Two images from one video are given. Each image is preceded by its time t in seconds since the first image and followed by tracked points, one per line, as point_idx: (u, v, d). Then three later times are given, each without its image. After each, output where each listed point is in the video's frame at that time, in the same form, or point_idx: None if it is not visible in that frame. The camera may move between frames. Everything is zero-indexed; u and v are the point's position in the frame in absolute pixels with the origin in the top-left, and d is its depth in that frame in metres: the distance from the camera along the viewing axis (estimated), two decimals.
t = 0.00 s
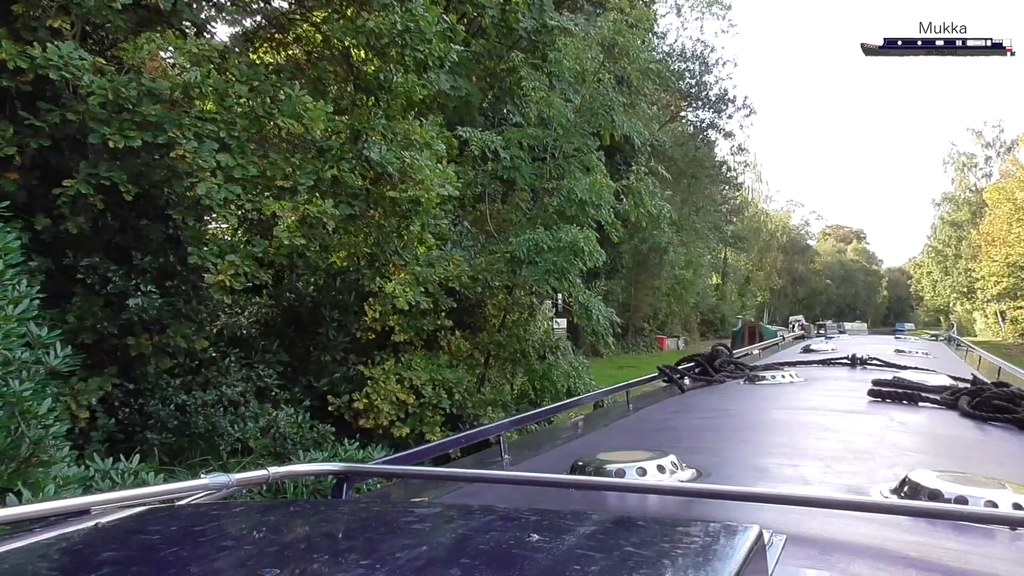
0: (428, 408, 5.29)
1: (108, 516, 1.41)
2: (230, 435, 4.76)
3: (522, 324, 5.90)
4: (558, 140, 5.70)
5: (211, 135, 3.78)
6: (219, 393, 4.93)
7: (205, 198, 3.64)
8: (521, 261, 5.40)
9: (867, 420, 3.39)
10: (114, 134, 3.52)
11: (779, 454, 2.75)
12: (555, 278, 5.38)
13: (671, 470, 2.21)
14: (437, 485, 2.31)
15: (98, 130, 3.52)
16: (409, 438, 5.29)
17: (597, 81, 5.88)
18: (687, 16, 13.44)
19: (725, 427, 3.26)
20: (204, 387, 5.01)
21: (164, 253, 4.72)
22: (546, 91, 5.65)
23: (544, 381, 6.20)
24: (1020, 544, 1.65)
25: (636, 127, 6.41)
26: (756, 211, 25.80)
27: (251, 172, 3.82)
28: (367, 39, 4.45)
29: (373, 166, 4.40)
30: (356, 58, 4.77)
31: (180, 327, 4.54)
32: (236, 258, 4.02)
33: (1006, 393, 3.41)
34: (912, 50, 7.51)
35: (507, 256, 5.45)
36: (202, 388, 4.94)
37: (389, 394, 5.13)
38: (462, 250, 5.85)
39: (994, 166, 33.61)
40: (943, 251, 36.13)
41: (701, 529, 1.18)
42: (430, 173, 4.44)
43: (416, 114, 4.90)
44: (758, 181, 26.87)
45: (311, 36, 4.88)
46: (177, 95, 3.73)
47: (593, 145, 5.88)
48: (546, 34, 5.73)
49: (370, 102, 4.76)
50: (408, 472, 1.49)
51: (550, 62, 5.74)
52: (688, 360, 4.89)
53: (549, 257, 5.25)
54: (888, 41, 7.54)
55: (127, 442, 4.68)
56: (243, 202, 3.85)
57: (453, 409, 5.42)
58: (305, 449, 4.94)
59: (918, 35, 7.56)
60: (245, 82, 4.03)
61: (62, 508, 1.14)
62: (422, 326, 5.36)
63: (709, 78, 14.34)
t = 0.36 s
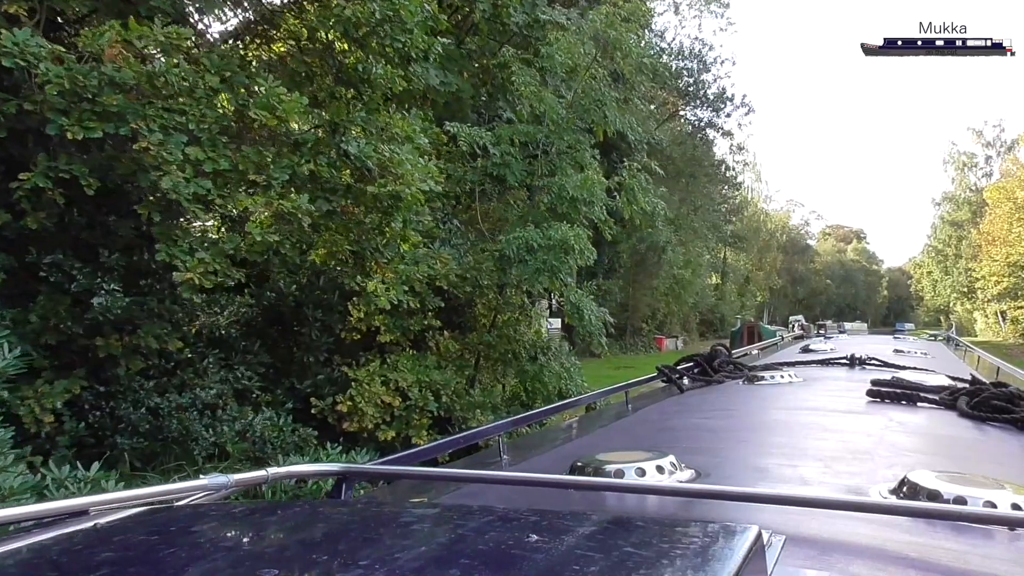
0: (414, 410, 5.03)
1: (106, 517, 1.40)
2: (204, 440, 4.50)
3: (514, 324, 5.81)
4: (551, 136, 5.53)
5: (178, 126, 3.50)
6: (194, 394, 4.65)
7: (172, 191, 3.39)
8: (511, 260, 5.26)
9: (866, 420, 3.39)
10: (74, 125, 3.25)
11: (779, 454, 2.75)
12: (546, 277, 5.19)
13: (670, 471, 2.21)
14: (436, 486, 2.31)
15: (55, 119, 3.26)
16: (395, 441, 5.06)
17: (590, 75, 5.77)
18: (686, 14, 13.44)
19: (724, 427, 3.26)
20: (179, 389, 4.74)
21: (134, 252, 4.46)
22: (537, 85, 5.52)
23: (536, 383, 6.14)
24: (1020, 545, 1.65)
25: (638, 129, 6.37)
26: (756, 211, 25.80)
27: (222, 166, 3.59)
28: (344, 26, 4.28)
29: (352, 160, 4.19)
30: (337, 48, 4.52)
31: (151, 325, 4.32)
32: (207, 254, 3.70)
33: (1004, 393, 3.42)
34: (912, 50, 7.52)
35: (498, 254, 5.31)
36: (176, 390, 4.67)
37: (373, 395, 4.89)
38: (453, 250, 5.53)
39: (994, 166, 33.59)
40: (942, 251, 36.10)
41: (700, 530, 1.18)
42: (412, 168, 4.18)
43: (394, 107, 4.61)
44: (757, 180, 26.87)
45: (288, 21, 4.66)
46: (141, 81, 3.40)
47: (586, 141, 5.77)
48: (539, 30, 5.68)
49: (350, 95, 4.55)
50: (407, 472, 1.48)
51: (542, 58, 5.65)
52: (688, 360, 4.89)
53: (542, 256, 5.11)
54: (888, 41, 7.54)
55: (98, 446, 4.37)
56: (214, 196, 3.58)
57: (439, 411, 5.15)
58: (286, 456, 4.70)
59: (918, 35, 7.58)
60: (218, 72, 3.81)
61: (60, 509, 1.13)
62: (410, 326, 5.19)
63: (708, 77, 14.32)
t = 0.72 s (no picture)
0: (398, 415, 4.93)
1: (104, 519, 1.40)
2: (178, 446, 4.31)
3: (503, 325, 5.60)
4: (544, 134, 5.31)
5: (146, 117, 3.39)
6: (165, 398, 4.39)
7: (134, 186, 3.30)
8: (500, 260, 5.07)
9: (864, 421, 3.40)
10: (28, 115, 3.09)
11: (778, 455, 2.75)
12: (538, 276, 4.98)
13: (669, 471, 2.21)
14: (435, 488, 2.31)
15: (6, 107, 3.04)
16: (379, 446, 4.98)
17: (584, 70, 5.50)
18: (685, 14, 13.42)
19: (723, 429, 3.26)
20: (154, 392, 4.52)
21: (98, 249, 4.25)
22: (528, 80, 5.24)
23: (527, 386, 5.91)
24: (1018, 546, 1.65)
25: (631, 124, 6.38)
26: (756, 212, 25.81)
27: (191, 160, 3.50)
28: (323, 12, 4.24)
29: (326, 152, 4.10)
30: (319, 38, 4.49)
31: (122, 329, 4.06)
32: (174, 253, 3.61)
33: (1002, 394, 3.43)
34: (912, 51, 7.52)
35: (488, 252, 5.12)
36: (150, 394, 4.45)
37: (358, 399, 4.79)
38: (442, 248, 5.57)
39: (995, 166, 33.55)
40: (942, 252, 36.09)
41: (699, 531, 1.18)
42: (392, 163, 4.10)
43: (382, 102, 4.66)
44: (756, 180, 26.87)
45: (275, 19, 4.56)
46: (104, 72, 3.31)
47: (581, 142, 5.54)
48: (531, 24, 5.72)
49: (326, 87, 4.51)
50: (406, 473, 1.49)
51: (534, 53, 5.51)
52: (687, 361, 4.91)
53: (531, 257, 4.91)
54: (888, 41, 7.55)
55: (65, 452, 4.17)
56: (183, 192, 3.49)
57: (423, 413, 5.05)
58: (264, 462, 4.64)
59: (918, 35, 7.58)
60: (182, 63, 3.65)
61: (59, 511, 1.13)
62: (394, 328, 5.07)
63: (708, 76, 14.30)
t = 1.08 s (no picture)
0: (382, 418, 4.80)
1: (103, 520, 1.40)
2: (149, 452, 4.08)
3: (493, 325, 5.53)
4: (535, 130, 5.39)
5: (107, 107, 3.31)
6: (134, 401, 4.09)
7: (95, 179, 3.15)
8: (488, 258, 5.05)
9: (863, 422, 3.40)
10: None
11: (778, 456, 2.75)
12: (528, 276, 5.03)
13: (668, 472, 2.20)
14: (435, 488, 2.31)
15: None
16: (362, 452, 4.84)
17: (575, 65, 5.69)
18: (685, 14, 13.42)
19: (722, 429, 3.25)
20: (126, 396, 4.21)
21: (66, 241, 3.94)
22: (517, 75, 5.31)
23: (518, 390, 5.77)
24: (1017, 546, 1.65)
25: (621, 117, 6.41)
26: (756, 212, 25.82)
27: (157, 153, 3.38)
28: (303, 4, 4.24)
29: (303, 145, 3.99)
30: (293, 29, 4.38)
31: (90, 329, 3.82)
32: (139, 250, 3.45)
33: (1001, 395, 3.43)
34: (911, 51, 7.53)
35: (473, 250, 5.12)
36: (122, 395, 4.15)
37: (341, 402, 4.67)
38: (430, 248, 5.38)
39: (995, 166, 33.52)
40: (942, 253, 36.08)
41: (699, 532, 1.18)
42: (368, 156, 4.02)
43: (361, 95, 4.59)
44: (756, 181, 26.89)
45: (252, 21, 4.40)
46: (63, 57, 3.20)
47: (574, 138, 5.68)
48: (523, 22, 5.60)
49: (302, 79, 4.41)
50: (405, 475, 1.48)
51: (525, 48, 5.55)
52: (686, 362, 4.93)
53: (518, 256, 4.91)
54: (888, 41, 7.56)
55: (31, 459, 3.93)
56: (148, 186, 3.37)
57: (405, 419, 4.88)
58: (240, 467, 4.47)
59: (918, 35, 7.59)
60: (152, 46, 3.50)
61: (57, 513, 1.13)
62: (380, 329, 4.97)
63: (707, 76, 14.31)
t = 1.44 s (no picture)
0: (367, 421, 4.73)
1: (102, 521, 1.40)
2: (117, 458, 4.03)
3: (482, 326, 5.41)
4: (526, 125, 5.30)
5: (66, 97, 3.24)
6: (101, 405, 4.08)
7: (52, 173, 3.01)
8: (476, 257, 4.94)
9: (862, 423, 3.41)
10: None
11: (776, 457, 2.76)
12: (517, 275, 4.89)
13: (667, 472, 2.20)
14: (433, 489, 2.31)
15: None
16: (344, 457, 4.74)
17: (567, 59, 5.48)
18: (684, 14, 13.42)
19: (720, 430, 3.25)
20: (96, 400, 4.22)
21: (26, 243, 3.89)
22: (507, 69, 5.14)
23: (507, 392, 5.73)
24: (1015, 547, 1.65)
25: (616, 113, 6.38)
26: (756, 212, 25.83)
27: (117, 145, 3.31)
28: None
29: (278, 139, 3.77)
30: (271, 18, 4.06)
31: (54, 329, 3.75)
32: (100, 247, 3.33)
33: (999, 395, 3.44)
34: (912, 51, 7.54)
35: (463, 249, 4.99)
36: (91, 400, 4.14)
37: (322, 406, 4.56)
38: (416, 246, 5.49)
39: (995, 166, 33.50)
40: (942, 253, 36.07)
41: (698, 533, 1.18)
42: (346, 150, 3.78)
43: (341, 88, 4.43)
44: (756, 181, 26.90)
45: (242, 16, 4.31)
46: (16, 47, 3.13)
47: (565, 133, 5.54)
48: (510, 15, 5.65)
49: (276, 70, 4.12)
50: (403, 475, 1.48)
51: (516, 42, 5.49)
52: (685, 363, 4.93)
53: (507, 256, 4.77)
54: (888, 41, 7.56)
55: None
56: (111, 180, 3.27)
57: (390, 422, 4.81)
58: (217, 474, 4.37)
59: (918, 36, 7.59)
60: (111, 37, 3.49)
61: (56, 514, 1.13)
62: (365, 330, 4.87)
63: (706, 75, 14.30)
